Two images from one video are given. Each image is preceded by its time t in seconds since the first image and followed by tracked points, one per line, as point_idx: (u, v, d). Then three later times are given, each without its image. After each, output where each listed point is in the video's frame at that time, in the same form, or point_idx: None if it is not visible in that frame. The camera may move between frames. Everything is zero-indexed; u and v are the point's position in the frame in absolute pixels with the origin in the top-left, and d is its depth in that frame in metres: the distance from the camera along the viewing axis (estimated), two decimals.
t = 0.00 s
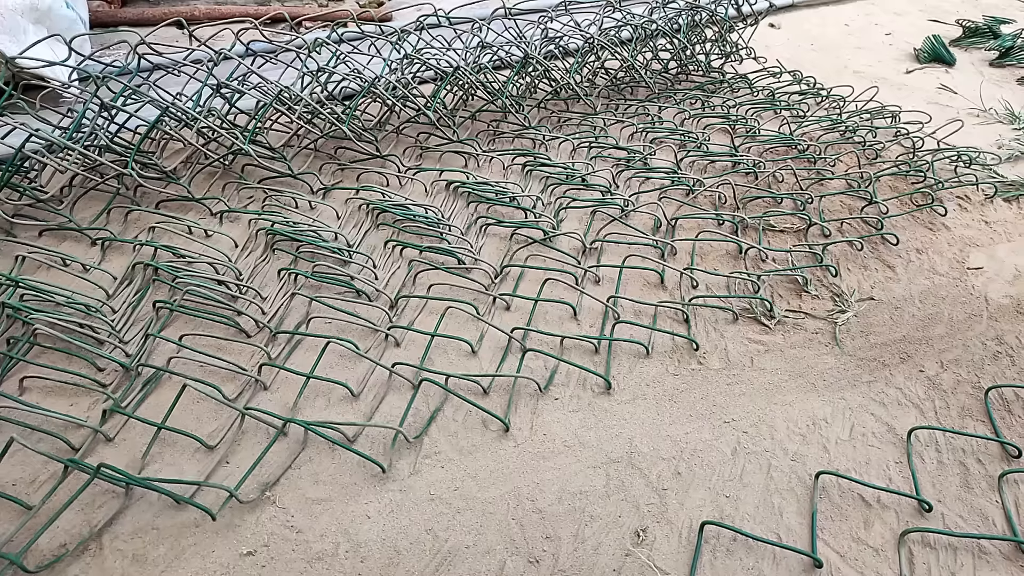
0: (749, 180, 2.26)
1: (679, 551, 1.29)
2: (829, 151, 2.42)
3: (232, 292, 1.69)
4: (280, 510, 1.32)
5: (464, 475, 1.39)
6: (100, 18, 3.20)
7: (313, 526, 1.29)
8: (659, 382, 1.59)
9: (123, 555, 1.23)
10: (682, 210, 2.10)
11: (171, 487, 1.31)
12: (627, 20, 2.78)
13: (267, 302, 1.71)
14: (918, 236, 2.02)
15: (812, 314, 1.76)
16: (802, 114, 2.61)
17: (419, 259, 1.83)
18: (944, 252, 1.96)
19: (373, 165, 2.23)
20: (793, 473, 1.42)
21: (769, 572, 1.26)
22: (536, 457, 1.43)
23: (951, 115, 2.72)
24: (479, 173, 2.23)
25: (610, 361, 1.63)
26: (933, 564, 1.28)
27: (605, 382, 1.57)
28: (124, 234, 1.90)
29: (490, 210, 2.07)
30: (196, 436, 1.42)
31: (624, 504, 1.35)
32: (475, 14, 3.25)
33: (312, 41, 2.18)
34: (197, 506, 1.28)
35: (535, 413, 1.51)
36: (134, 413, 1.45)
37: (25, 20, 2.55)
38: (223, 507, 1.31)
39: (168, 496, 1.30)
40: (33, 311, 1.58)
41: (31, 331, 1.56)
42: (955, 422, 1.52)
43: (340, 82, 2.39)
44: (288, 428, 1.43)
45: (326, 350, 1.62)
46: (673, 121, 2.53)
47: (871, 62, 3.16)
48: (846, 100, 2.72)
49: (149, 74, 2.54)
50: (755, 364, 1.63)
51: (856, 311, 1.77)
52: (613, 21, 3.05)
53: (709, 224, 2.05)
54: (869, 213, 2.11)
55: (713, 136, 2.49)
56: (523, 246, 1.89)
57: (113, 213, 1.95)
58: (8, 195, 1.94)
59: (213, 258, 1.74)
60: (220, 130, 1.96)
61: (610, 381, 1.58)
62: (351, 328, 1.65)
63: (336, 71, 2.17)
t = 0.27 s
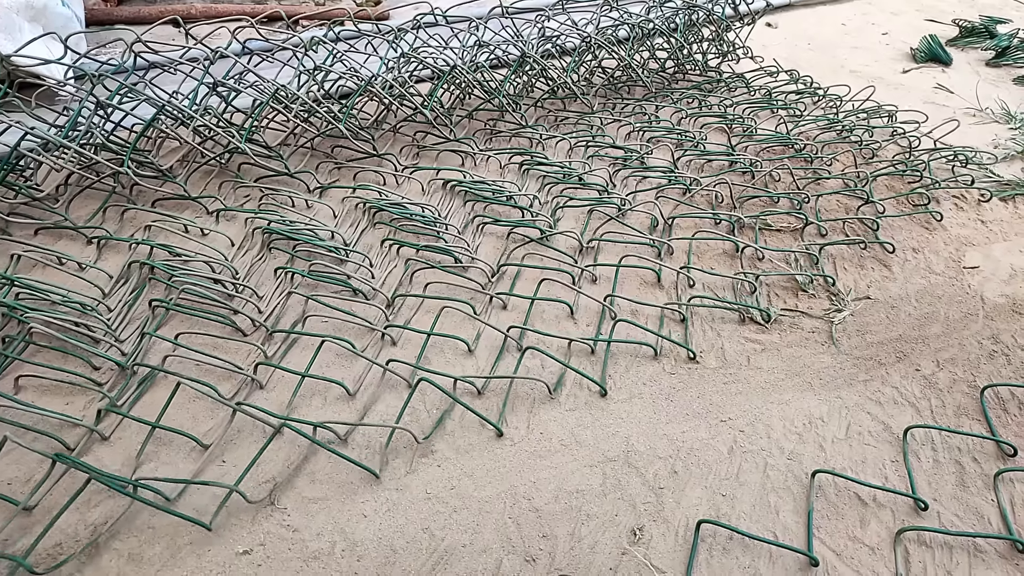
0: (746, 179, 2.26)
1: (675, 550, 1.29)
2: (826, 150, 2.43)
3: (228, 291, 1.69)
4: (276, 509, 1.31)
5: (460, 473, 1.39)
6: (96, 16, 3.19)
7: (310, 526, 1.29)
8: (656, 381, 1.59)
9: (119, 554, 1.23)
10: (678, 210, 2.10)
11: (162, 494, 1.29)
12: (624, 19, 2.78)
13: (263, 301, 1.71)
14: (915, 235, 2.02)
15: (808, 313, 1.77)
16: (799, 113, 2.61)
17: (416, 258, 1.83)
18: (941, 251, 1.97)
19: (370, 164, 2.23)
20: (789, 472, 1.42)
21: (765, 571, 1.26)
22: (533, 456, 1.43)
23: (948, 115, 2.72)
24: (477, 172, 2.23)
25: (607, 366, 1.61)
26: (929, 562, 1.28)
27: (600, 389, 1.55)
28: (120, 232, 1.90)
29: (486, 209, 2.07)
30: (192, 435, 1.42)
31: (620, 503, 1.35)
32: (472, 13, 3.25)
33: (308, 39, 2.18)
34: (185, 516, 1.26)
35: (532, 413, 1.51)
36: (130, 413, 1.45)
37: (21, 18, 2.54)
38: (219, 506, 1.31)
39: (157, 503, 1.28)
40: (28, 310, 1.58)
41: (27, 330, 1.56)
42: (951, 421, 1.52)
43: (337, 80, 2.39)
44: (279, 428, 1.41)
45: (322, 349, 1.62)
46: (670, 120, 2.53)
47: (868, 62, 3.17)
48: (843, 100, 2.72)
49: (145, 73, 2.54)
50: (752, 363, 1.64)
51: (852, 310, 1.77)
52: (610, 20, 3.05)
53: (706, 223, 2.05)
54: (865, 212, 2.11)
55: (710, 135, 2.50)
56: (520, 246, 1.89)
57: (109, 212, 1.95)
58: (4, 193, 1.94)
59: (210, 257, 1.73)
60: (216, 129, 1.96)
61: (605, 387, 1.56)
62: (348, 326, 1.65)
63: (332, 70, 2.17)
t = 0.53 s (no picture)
0: (745, 181, 2.27)
1: (675, 551, 1.29)
2: (825, 152, 2.43)
3: (228, 292, 1.69)
4: (276, 511, 1.31)
5: (460, 475, 1.39)
6: (96, 17, 3.19)
7: (309, 527, 1.29)
8: (655, 383, 1.59)
9: (118, 555, 1.23)
10: (678, 211, 2.11)
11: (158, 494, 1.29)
12: (624, 21, 2.78)
13: (263, 302, 1.71)
14: (914, 236, 2.03)
15: (808, 315, 1.77)
16: (799, 115, 2.62)
17: (416, 260, 1.83)
18: (940, 253, 1.97)
19: (369, 165, 2.24)
20: (789, 474, 1.42)
21: (765, 573, 1.26)
22: (532, 457, 1.43)
23: (947, 117, 2.73)
24: (476, 173, 2.23)
25: (597, 362, 1.63)
26: (928, 564, 1.28)
27: (589, 385, 1.57)
28: (119, 234, 1.90)
29: (486, 211, 2.07)
30: (191, 436, 1.42)
31: (620, 504, 1.35)
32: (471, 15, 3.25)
33: (308, 41, 2.18)
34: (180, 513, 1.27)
35: (532, 414, 1.51)
36: (129, 414, 1.45)
37: (20, 20, 2.54)
38: (218, 508, 1.31)
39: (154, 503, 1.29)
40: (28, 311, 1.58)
41: (26, 332, 1.56)
42: (950, 423, 1.52)
43: (336, 82, 2.40)
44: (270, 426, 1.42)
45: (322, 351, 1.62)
46: (670, 122, 2.54)
47: (866, 64, 3.17)
48: (842, 102, 2.73)
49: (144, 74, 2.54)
50: (751, 364, 1.64)
51: (852, 311, 1.77)
52: (610, 22, 3.06)
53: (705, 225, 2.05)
54: (864, 214, 2.11)
55: (709, 136, 2.50)
56: (520, 247, 1.90)
57: (108, 213, 1.95)
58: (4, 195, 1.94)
59: (209, 258, 1.74)
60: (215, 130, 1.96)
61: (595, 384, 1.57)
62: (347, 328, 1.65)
63: (332, 71, 2.17)
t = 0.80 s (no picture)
0: (744, 183, 2.27)
1: (673, 554, 1.29)
2: (823, 154, 2.43)
3: (227, 294, 1.69)
4: (274, 513, 1.31)
5: (458, 477, 1.39)
6: (95, 20, 3.20)
7: (308, 530, 1.29)
8: (654, 385, 1.59)
9: (116, 558, 1.23)
10: (677, 213, 2.11)
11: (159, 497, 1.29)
12: (622, 23, 2.79)
13: (262, 304, 1.71)
14: (912, 238, 2.03)
15: (806, 317, 1.77)
16: (797, 116, 2.62)
17: (414, 262, 1.83)
18: (938, 254, 1.97)
19: (368, 167, 2.24)
20: (787, 476, 1.42)
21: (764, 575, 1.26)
22: (531, 459, 1.43)
23: (945, 118, 2.73)
24: (475, 175, 2.23)
25: (602, 359, 1.64)
26: (926, 565, 1.28)
27: (596, 380, 1.58)
28: (118, 236, 1.90)
29: (485, 213, 2.08)
30: (189, 438, 1.42)
31: (618, 506, 1.35)
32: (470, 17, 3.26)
33: (307, 43, 2.19)
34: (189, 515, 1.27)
35: (530, 417, 1.51)
36: (128, 416, 1.45)
37: (19, 23, 2.53)
38: (216, 511, 1.31)
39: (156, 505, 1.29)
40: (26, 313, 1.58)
41: (24, 334, 1.56)
42: (948, 424, 1.52)
43: (335, 84, 2.40)
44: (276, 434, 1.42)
45: (321, 353, 1.62)
46: (668, 124, 2.54)
47: (864, 66, 3.18)
48: (840, 104, 2.73)
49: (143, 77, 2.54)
50: (749, 366, 1.64)
51: (850, 313, 1.78)
52: (608, 24, 3.06)
53: (704, 227, 2.06)
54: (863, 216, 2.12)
55: (708, 138, 2.51)
56: (519, 249, 1.90)
57: (107, 215, 1.95)
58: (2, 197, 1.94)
59: (208, 260, 1.74)
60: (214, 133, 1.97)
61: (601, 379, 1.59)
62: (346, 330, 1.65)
63: (330, 74, 2.18)
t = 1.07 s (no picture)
0: (741, 184, 2.28)
1: (670, 554, 1.29)
2: (821, 156, 2.44)
3: (224, 294, 1.69)
4: (271, 514, 1.31)
5: (456, 478, 1.39)
6: (92, 19, 3.19)
7: (305, 530, 1.29)
8: (651, 386, 1.59)
9: (112, 559, 1.22)
10: (674, 214, 2.11)
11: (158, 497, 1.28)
12: (621, 25, 2.79)
13: (259, 304, 1.71)
14: (909, 240, 2.03)
15: (803, 318, 1.77)
16: (794, 118, 2.62)
17: (412, 262, 1.83)
18: (935, 256, 1.98)
19: (366, 168, 2.24)
20: (785, 477, 1.42)
21: None
22: (528, 460, 1.43)
23: (942, 121, 2.74)
24: (473, 176, 2.23)
25: (599, 359, 1.64)
26: (923, 566, 1.28)
27: (592, 379, 1.58)
28: (115, 236, 1.90)
29: (483, 213, 2.08)
30: (186, 439, 1.42)
31: (616, 507, 1.35)
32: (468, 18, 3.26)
33: (305, 44, 2.19)
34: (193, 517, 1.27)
35: (528, 417, 1.51)
36: (124, 417, 1.44)
37: (16, 22, 2.52)
38: (213, 511, 1.30)
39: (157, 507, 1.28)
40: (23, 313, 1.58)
41: (21, 334, 1.56)
42: (945, 425, 1.52)
43: (333, 84, 2.40)
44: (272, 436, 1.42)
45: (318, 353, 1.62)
46: (666, 125, 2.55)
47: (862, 68, 3.19)
48: (837, 106, 2.74)
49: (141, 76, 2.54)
50: (747, 367, 1.64)
51: (847, 314, 1.78)
52: (606, 26, 3.07)
53: (701, 228, 2.06)
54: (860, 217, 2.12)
55: (705, 140, 2.51)
56: (517, 250, 1.90)
57: (104, 215, 1.95)
58: None
59: (205, 260, 1.73)
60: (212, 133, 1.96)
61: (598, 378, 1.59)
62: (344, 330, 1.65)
63: (328, 74, 2.18)
